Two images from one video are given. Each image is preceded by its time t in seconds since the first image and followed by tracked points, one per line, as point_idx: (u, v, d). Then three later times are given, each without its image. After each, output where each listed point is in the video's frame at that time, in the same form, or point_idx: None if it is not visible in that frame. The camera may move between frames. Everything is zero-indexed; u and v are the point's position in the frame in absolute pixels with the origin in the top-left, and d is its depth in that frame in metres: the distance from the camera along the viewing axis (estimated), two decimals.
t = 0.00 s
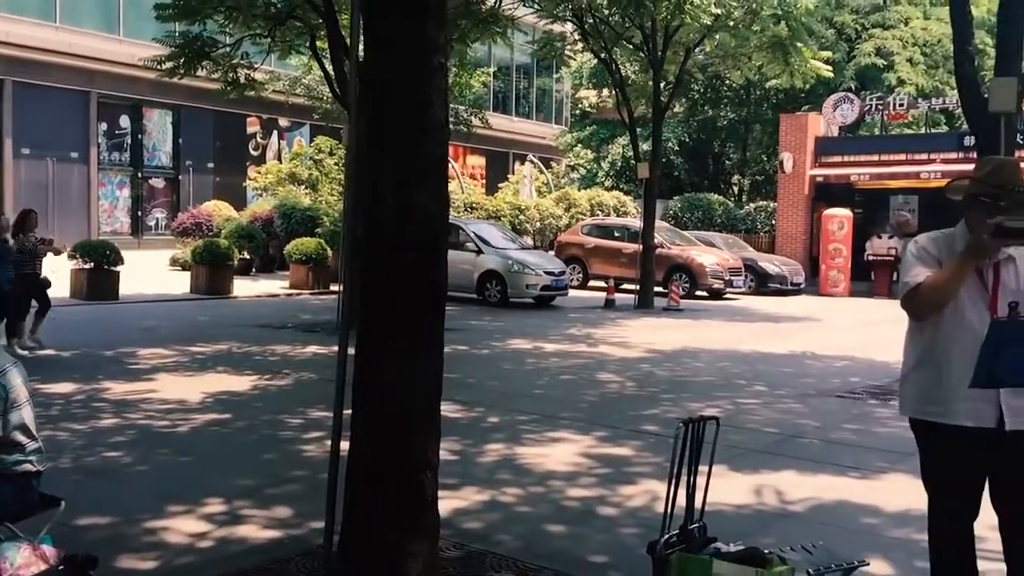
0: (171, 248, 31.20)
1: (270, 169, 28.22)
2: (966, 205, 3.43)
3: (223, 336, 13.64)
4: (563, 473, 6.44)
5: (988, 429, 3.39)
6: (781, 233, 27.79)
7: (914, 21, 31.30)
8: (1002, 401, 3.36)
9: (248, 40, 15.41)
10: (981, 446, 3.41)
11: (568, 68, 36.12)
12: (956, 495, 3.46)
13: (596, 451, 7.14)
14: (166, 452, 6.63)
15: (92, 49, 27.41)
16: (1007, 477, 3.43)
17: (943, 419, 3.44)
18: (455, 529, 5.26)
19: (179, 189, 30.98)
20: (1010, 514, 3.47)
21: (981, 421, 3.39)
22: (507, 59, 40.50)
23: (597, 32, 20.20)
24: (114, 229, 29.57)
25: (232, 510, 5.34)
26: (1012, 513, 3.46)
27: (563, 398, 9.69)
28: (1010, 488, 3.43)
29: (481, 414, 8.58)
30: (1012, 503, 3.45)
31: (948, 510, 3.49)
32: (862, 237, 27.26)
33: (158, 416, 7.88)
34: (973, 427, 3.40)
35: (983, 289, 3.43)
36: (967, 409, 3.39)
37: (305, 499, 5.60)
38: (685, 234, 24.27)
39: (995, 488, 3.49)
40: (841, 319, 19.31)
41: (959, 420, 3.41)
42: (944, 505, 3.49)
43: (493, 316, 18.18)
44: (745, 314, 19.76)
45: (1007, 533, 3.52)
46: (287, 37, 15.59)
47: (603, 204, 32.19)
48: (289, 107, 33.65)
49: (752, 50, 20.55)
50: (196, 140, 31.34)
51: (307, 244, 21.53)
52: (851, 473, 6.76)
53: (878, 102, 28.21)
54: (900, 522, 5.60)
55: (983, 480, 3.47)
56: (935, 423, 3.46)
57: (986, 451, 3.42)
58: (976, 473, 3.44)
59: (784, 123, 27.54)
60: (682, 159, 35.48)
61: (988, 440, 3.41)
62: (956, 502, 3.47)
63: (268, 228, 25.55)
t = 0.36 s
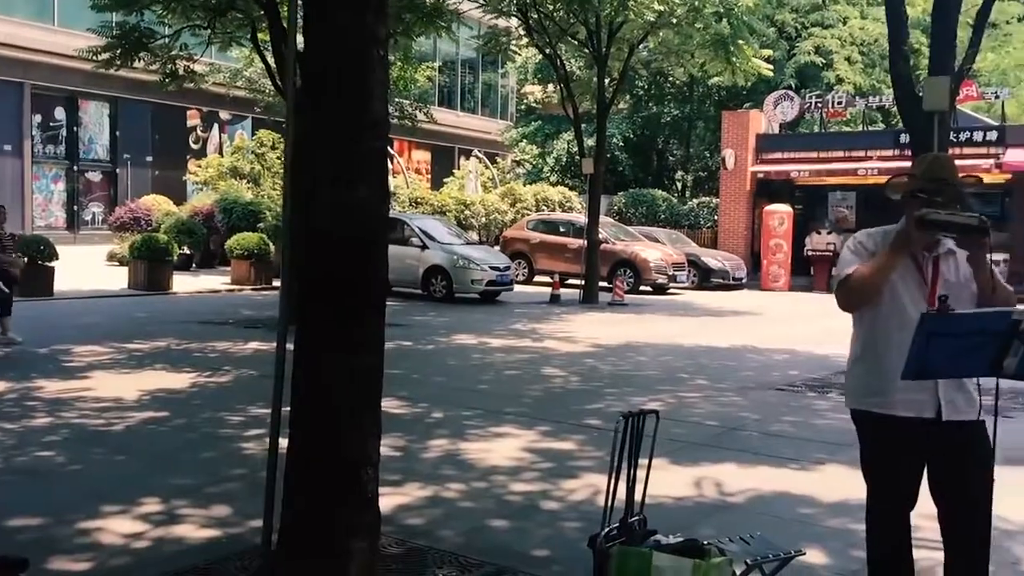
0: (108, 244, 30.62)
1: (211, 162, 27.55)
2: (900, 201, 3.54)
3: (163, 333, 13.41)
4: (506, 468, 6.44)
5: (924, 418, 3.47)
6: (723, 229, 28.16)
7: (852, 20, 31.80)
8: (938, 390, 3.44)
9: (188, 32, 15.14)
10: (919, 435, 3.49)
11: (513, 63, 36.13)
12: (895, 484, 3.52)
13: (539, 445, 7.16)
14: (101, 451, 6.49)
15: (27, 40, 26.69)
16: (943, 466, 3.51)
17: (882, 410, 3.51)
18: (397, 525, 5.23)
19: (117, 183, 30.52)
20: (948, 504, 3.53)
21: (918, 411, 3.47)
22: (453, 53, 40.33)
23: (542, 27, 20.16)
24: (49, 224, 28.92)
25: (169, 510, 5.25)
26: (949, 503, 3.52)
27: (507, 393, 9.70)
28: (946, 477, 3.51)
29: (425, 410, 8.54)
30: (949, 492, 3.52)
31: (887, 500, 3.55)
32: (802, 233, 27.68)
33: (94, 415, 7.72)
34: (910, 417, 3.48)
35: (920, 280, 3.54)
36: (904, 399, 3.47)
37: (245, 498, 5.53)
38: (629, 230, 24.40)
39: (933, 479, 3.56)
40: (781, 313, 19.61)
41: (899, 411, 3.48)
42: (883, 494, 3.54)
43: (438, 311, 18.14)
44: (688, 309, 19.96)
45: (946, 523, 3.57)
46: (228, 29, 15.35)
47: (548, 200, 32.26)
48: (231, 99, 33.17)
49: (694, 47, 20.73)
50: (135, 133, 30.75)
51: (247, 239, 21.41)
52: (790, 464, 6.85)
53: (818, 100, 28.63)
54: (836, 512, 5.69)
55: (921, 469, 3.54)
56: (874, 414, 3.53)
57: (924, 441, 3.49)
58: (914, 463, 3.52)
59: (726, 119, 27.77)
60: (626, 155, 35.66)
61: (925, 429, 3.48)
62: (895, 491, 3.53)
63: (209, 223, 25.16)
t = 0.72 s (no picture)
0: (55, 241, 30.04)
1: (160, 158, 27.34)
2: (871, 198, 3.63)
3: (112, 331, 13.19)
4: (459, 464, 6.43)
5: (896, 410, 3.55)
6: (676, 225, 28.36)
7: (801, 19, 32.20)
8: (909, 383, 3.52)
9: (135, 24, 14.90)
10: (890, 427, 3.56)
11: (467, 59, 36.07)
12: (864, 474, 3.61)
13: (492, 441, 7.16)
14: (46, 452, 6.37)
15: None
16: (912, 459, 3.58)
17: (853, 402, 3.60)
18: (349, 523, 5.20)
19: (63, 178, 29.96)
20: (915, 496, 3.60)
21: (888, 403, 3.55)
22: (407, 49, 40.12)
23: (495, 23, 20.13)
24: None
25: (116, 511, 5.17)
26: (913, 494, 3.60)
27: (462, 389, 9.69)
28: (912, 470, 3.59)
29: (378, 407, 8.50)
30: (916, 484, 3.59)
31: (854, 490, 3.63)
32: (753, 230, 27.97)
33: (39, 415, 7.56)
34: (881, 408, 3.56)
35: (889, 276, 3.63)
36: (875, 391, 3.56)
37: (194, 498, 5.46)
38: (584, 227, 24.49)
39: (899, 471, 3.65)
40: (733, 308, 19.81)
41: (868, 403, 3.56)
42: (851, 484, 3.63)
43: (391, 308, 18.05)
44: (642, 305, 20.09)
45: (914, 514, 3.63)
46: (177, 22, 15.13)
47: (502, 196, 32.22)
48: (180, 94, 32.70)
49: (648, 44, 20.88)
50: (81, 127, 30.19)
51: (199, 236, 21.09)
52: (740, 457, 6.93)
53: (768, 98, 28.95)
54: (785, 504, 5.76)
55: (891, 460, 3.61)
56: (846, 406, 3.62)
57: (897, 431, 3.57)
58: (883, 454, 3.60)
59: (679, 116, 28.08)
60: (580, 152, 35.82)
61: (897, 420, 3.56)
62: (862, 482, 3.62)
63: (158, 219, 24.74)
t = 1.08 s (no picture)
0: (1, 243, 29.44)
1: (110, 158, 26.93)
2: (847, 208, 3.70)
3: (60, 335, 12.95)
4: (413, 467, 6.41)
5: (866, 414, 3.57)
6: (631, 226, 28.50)
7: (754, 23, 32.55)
8: (879, 387, 3.54)
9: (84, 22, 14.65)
10: (858, 429, 3.59)
11: (423, 60, 36.00)
12: (831, 474, 3.64)
13: (447, 443, 7.14)
14: None
15: None
16: (882, 459, 3.61)
17: (823, 404, 3.62)
18: (302, 528, 5.16)
19: (10, 179, 29.40)
20: (878, 495, 3.65)
21: (857, 406, 3.57)
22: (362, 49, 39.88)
23: (451, 24, 20.10)
24: None
25: (63, 518, 5.07)
26: (878, 493, 3.64)
27: (417, 391, 9.66)
28: (878, 473, 3.63)
29: (332, 410, 8.44)
30: (882, 484, 3.63)
31: (820, 489, 3.66)
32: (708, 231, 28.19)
33: None
34: (851, 411, 3.58)
35: (863, 283, 3.67)
36: (845, 395, 3.57)
37: (144, 504, 5.38)
38: (540, 228, 24.53)
39: (866, 471, 3.68)
40: (687, 309, 19.95)
41: (836, 404, 3.59)
42: (817, 484, 3.66)
43: (346, 310, 17.94)
44: (598, 305, 20.16)
45: (883, 513, 3.66)
46: (127, 20, 14.92)
47: (459, 197, 32.13)
48: (131, 93, 32.21)
49: (603, 47, 20.99)
50: (29, 127, 29.64)
51: (151, 237, 20.83)
52: (693, 457, 6.99)
53: (722, 101, 29.23)
54: (738, 503, 5.82)
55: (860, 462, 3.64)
56: (817, 408, 3.64)
57: (865, 434, 3.59)
58: (851, 456, 3.62)
59: (633, 119, 28.17)
60: (537, 154, 35.90)
61: (866, 423, 3.58)
62: (829, 482, 3.65)
63: (108, 221, 24.33)
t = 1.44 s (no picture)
0: None
1: (53, 159, 26.36)
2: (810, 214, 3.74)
3: None
4: (361, 472, 6.37)
5: (812, 418, 3.63)
6: (583, 231, 28.62)
7: (704, 30, 32.89)
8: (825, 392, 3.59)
9: (27, 21, 14.37)
10: (806, 432, 3.65)
11: (375, 63, 35.87)
12: (777, 476, 3.70)
13: (396, 448, 7.11)
14: None
15: None
16: (832, 465, 3.64)
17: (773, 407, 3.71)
18: (247, 535, 5.09)
19: None
20: (825, 501, 3.67)
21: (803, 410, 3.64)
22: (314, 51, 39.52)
23: (403, 27, 20.02)
24: None
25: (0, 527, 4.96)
26: (827, 498, 3.67)
27: (366, 396, 9.60)
28: (823, 476, 3.66)
29: (280, 415, 8.36)
30: (829, 490, 3.65)
31: (771, 493, 3.71)
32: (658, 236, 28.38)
33: None
34: (798, 415, 3.66)
35: (818, 289, 3.70)
36: (792, 398, 3.65)
37: (85, 512, 5.28)
38: (492, 232, 24.52)
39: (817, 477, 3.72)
40: (637, 313, 20.06)
41: (788, 409, 3.66)
42: (765, 485, 3.73)
43: (296, 314, 17.78)
44: (549, 310, 20.22)
45: (832, 518, 3.68)
46: (71, 19, 14.65)
47: (411, 201, 31.96)
48: (76, 93, 31.61)
49: (554, 52, 21.07)
50: None
51: (95, 240, 20.32)
52: (641, 461, 7.03)
53: (673, 107, 29.47)
54: (684, 506, 5.86)
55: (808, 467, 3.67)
56: (769, 411, 3.72)
57: (813, 437, 3.65)
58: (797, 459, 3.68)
59: (585, 124, 28.27)
60: (489, 158, 35.84)
61: (816, 428, 3.64)
62: (776, 485, 3.71)
63: (51, 223, 23.85)
